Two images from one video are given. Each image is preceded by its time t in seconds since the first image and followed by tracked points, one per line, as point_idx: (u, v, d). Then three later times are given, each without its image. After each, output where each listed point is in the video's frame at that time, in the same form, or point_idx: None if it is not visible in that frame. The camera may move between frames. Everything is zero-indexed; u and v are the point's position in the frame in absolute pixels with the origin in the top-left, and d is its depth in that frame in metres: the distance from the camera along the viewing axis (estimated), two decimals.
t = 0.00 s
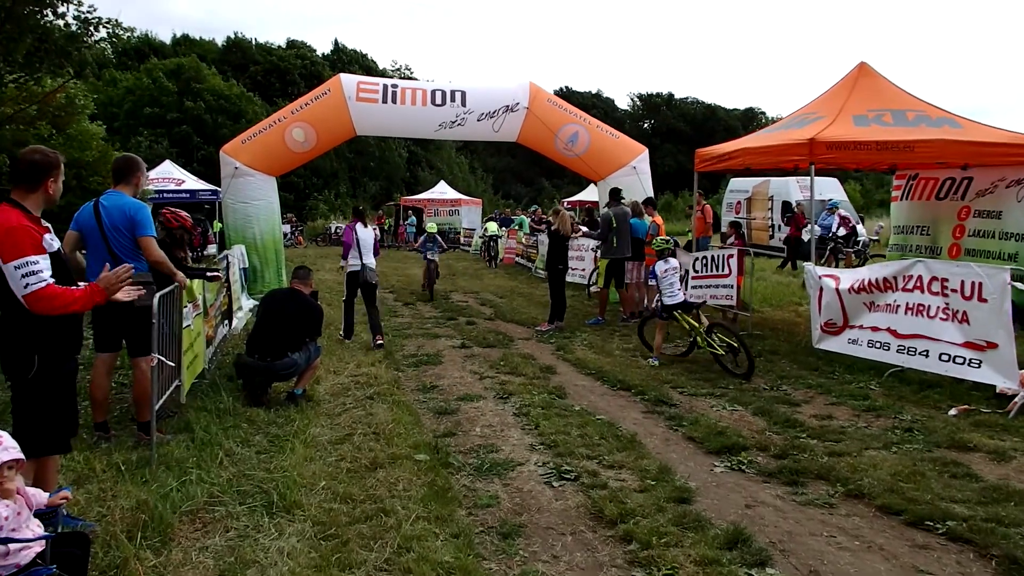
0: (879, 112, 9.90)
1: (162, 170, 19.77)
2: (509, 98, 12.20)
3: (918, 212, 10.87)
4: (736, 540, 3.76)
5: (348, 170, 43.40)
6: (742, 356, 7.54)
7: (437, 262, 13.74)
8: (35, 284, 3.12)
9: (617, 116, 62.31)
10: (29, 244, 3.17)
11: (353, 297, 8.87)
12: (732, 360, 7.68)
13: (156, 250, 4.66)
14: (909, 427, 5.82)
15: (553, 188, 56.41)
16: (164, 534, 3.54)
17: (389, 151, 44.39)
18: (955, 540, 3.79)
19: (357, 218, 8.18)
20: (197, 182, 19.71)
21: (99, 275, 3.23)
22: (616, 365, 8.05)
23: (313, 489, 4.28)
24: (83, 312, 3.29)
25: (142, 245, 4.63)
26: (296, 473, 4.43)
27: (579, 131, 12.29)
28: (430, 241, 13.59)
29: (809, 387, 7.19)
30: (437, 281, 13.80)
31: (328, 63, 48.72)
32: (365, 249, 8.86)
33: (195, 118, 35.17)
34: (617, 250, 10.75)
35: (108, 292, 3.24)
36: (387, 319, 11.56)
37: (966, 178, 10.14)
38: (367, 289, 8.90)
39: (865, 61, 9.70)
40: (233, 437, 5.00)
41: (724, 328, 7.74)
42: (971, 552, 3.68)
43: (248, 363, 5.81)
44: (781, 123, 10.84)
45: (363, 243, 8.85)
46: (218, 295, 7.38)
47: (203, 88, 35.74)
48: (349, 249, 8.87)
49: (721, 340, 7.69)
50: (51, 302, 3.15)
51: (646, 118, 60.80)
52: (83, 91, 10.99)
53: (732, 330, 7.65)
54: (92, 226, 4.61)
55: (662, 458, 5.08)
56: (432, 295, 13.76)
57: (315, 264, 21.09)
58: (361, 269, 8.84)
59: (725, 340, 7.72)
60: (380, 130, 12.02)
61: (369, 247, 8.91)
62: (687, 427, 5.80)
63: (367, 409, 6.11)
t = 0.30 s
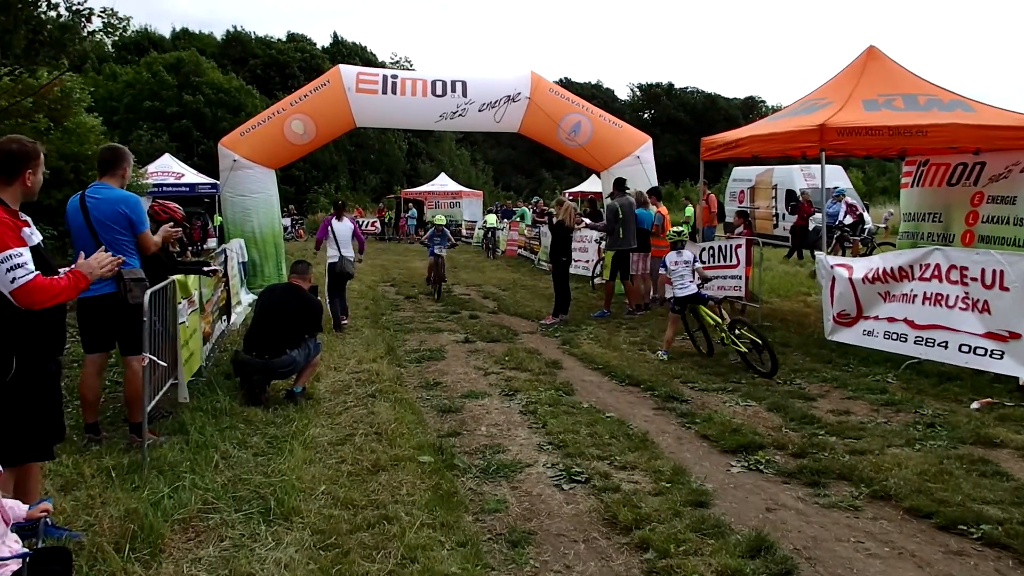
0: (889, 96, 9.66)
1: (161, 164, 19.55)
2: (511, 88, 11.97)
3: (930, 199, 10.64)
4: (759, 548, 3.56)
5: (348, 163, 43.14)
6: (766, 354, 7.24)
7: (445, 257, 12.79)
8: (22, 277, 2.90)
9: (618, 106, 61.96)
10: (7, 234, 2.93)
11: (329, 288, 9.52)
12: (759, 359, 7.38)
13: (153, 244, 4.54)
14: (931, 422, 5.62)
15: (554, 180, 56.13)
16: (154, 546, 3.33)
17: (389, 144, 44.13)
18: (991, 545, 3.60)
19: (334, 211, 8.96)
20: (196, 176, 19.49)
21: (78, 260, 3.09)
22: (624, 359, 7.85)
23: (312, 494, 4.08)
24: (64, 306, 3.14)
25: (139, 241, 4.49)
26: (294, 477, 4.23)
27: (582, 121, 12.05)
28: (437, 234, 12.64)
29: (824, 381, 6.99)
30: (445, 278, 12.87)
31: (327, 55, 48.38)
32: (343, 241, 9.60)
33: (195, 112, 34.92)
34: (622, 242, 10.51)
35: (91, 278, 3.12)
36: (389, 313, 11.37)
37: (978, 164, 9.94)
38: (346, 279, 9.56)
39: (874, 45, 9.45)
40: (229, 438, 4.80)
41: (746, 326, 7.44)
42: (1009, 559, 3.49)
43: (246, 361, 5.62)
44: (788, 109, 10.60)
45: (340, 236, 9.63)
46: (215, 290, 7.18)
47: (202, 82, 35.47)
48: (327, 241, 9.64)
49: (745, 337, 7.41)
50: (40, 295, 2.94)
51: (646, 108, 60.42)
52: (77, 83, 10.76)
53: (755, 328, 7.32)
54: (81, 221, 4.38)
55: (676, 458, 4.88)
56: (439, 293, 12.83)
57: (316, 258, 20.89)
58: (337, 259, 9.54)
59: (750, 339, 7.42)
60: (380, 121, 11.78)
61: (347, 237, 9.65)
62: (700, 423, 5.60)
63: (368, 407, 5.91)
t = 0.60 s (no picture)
0: (904, 87, 9.45)
1: (164, 156, 19.42)
2: (517, 78, 11.77)
3: (942, 192, 10.48)
4: (784, 554, 3.40)
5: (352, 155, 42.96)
6: (785, 349, 7.08)
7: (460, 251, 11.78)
8: (11, 272, 2.74)
9: (622, 97, 61.60)
10: None
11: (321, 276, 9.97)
12: (777, 353, 7.22)
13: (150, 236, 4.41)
14: (953, 419, 5.46)
15: (558, 171, 55.86)
16: (151, 556, 3.19)
17: (393, 135, 43.91)
18: None
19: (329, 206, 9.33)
20: (199, 168, 19.35)
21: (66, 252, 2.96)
22: (634, 354, 7.69)
23: (317, 497, 3.93)
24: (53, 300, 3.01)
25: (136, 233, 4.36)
26: (299, 480, 4.09)
27: (589, 111, 11.85)
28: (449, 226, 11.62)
29: (839, 376, 6.83)
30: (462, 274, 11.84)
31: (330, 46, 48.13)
32: (333, 232, 9.97)
33: (197, 103, 34.75)
34: (631, 233, 10.33)
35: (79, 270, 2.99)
36: (394, 306, 11.21)
37: (993, 156, 9.74)
38: (334, 269, 10.04)
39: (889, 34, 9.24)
40: (231, 438, 4.65)
41: (765, 320, 7.26)
42: None
43: (248, 358, 5.48)
44: (800, 100, 10.39)
45: (331, 227, 9.97)
46: (217, 285, 7.03)
47: (205, 73, 35.31)
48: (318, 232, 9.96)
49: (764, 332, 7.26)
50: (29, 292, 2.79)
51: (651, 99, 60.05)
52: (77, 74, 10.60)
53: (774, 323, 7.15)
54: (73, 215, 4.23)
55: (692, 457, 4.72)
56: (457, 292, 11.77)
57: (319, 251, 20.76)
58: (326, 249, 9.97)
59: (769, 333, 7.25)
60: (384, 112, 11.60)
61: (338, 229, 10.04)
62: (716, 421, 5.45)
63: (374, 404, 5.76)
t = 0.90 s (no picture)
0: (918, 76, 9.20)
1: (163, 148, 19.21)
2: (522, 70, 11.54)
3: (955, 184, 10.25)
4: (818, 565, 3.20)
5: (352, 149, 42.72)
6: (799, 346, 6.87)
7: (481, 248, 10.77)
8: None
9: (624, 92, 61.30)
10: None
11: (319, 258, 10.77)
12: (792, 350, 7.01)
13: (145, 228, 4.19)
14: (980, 418, 5.26)
15: (560, 166, 55.59)
16: (144, 567, 2.98)
17: (394, 129, 43.65)
18: None
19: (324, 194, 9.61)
20: (199, 160, 19.14)
21: (47, 238, 2.67)
22: (645, 350, 7.48)
23: (320, 503, 3.72)
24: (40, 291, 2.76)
25: (129, 222, 4.15)
26: (301, 484, 3.88)
27: (595, 104, 11.62)
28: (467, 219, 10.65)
29: (858, 373, 6.62)
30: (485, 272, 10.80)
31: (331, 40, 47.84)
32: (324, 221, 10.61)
33: (198, 96, 34.47)
34: (639, 227, 10.11)
35: (66, 259, 2.71)
36: (397, 301, 11.01)
37: (1007, 147, 9.52)
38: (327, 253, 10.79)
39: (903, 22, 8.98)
40: (230, 439, 4.45)
41: (780, 316, 7.03)
42: None
43: (248, 354, 5.27)
44: (811, 90, 10.14)
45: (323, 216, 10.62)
46: (216, 278, 6.82)
47: (205, 66, 35.05)
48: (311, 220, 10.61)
49: (778, 328, 7.04)
50: (9, 284, 2.59)
51: (652, 94, 59.79)
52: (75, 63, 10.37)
53: (789, 319, 6.92)
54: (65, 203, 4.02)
55: (712, 460, 4.52)
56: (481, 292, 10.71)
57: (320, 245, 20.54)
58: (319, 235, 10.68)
59: (784, 329, 7.03)
60: (387, 104, 11.37)
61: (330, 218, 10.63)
62: (734, 421, 5.25)
63: (378, 403, 5.56)
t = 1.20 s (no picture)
0: (931, 70, 9.02)
1: (161, 140, 19.01)
2: (525, 63, 11.32)
3: (966, 180, 10.07)
4: None
5: (352, 141, 42.47)
6: (805, 345, 6.74)
7: (502, 246, 9.87)
8: None
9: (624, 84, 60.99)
10: None
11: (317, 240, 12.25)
12: (798, 348, 6.88)
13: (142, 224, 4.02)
14: (1002, 422, 5.11)
15: (559, 158, 55.35)
16: None
17: (393, 121, 43.38)
18: None
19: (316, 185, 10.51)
20: (197, 152, 18.94)
21: (35, 238, 2.52)
22: (653, 348, 7.33)
23: (323, 513, 3.56)
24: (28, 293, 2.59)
25: (123, 218, 3.98)
26: (303, 493, 3.72)
27: (599, 97, 11.42)
28: (485, 214, 9.74)
29: (872, 373, 6.47)
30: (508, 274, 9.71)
31: (330, 31, 47.49)
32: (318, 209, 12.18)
33: (196, 87, 34.19)
34: (644, 222, 9.93)
35: (55, 258, 2.56)
36: (398, 296, 10.85)
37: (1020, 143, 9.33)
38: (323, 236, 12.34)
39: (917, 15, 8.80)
40: (228, 444, 4.28)
41: (784, 315, 6.90)
42: None
43: (247, 354, 5.11)
44: (821, 84, 9.96)
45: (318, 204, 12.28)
46: (214, 274, 6.65)
47: (204, 57, 34.74)
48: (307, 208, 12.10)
49: (784, 327, 6.90)
50: None
51: (653, 87, 59.51)
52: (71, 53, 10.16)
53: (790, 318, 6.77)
54: (55, 198, 3.85)
55: (729, 466, 4.36)
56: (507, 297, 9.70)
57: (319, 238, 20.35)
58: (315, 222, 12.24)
59: (788, 328, 6.89)
60: (388, 97, 11.16)
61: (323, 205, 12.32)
62: (749, 424, 5.09)
63: (381, 404, 5.39)
